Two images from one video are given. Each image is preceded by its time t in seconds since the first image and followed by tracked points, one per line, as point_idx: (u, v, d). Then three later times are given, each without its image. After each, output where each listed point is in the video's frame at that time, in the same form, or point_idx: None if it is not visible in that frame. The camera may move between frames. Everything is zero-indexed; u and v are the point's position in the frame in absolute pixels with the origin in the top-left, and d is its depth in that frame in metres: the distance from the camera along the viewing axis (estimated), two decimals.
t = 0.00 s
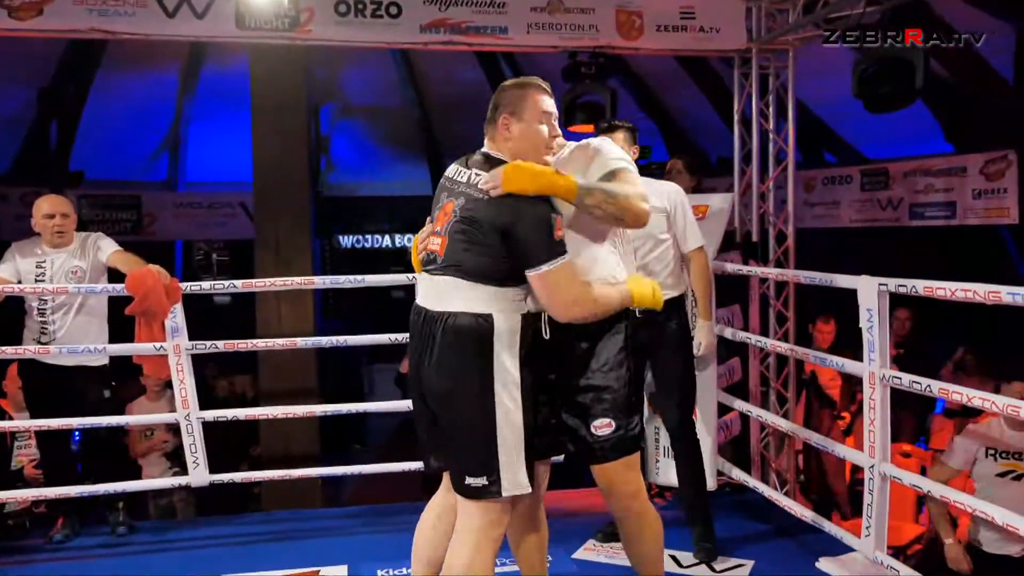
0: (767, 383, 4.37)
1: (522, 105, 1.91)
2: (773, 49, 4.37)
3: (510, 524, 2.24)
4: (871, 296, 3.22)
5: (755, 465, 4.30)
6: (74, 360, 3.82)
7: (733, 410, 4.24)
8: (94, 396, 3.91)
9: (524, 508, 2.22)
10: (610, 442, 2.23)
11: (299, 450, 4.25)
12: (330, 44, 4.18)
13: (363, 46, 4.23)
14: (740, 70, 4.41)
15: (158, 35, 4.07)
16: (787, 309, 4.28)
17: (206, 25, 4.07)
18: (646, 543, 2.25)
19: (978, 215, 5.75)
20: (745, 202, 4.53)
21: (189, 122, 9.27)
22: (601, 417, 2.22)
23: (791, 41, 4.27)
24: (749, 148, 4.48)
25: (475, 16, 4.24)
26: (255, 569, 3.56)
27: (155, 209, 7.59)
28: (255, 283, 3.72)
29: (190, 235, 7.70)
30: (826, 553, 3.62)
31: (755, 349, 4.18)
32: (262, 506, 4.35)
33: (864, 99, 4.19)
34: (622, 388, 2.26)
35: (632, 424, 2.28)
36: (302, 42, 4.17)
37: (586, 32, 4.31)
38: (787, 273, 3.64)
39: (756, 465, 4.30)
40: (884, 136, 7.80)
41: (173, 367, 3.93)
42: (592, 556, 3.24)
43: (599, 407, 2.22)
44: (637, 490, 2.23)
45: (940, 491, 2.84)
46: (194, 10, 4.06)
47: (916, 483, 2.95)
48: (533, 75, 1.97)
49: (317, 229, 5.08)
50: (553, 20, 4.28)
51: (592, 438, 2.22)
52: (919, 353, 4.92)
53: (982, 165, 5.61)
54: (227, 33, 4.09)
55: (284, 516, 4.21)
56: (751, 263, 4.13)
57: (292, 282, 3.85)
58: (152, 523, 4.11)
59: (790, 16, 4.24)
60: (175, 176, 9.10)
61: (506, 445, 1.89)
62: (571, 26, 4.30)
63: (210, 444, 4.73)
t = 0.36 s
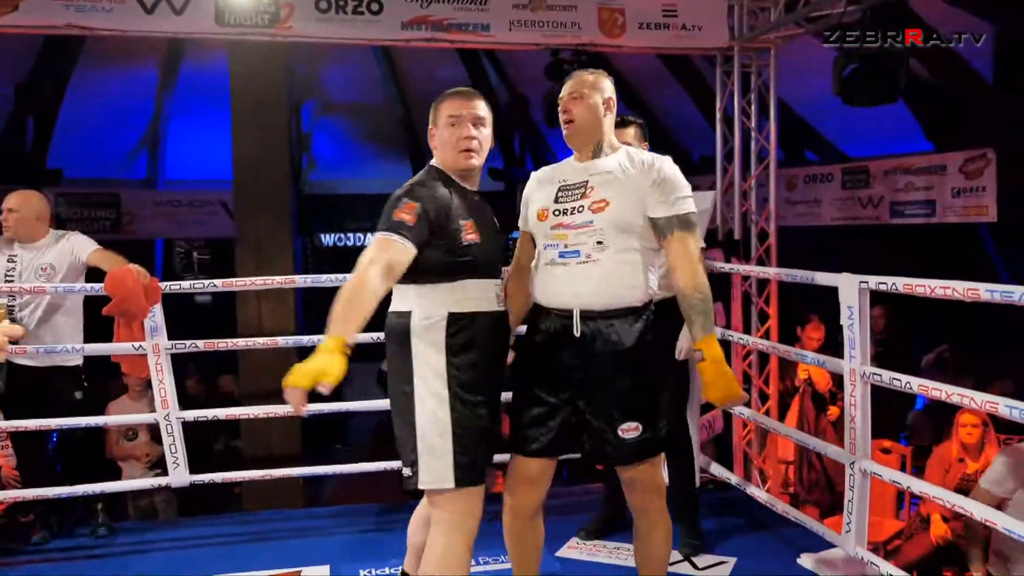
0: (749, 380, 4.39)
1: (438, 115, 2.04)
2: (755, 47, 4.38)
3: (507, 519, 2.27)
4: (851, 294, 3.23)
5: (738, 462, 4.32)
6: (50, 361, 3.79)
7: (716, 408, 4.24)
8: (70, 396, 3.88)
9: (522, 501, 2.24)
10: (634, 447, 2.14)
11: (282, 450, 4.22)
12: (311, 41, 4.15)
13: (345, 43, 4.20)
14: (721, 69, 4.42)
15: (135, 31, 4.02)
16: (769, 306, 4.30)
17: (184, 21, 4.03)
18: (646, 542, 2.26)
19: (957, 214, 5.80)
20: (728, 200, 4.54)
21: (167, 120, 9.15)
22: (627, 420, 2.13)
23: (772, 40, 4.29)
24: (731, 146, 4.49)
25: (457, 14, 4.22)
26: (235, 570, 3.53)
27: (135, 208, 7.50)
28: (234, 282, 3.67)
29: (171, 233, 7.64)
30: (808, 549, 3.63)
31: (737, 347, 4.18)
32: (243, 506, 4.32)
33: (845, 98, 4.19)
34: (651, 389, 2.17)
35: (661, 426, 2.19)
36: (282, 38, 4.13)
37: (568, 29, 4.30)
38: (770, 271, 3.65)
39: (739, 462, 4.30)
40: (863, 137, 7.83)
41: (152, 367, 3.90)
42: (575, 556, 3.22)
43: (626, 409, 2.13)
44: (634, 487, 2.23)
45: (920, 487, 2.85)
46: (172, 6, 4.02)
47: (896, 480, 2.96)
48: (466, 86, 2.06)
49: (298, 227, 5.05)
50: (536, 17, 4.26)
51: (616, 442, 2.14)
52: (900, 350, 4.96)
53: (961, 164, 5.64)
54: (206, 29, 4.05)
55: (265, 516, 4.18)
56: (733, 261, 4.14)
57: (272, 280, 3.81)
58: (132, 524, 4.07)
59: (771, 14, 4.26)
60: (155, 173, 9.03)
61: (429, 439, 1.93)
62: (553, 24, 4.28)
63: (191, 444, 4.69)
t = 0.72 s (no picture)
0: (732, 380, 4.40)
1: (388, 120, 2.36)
2: (738, 47, 4.40)
3: (507, 514, 2.32)
4: (831, 293, 3.25)
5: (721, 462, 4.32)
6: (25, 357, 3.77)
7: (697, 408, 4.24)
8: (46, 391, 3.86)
9: (520, 494, 2.30)
10: (643, 443, 2.23)
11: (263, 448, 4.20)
12: (293, 37, 4.14)
13: (328, 40, 4.18)
14: (705, 69, 4.44)
15: (114, 25, 3.99)
16: (752, 306, 4.31)
17: (165, 16, 4.00)
18: (643, 538, 2.30)
19: (936, 214, 5.84)
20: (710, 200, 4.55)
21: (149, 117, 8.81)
22: (638, 418, 2.23)
23: (755, 40, 4.31)
24: (714, 146, 4.51)
25: (440, 11, 4.21)
26: (213, 568, 3.50)
27: (116, 204, 7.44)
28: (214, 278, 3.65)
29: (153, 229, 7.58)
30: (788, 548, 3.63)
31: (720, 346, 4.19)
32: (224, 505, 4.28)
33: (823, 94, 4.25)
34: (660, 389, 2.26)
35: (670, 424, 2.28)
36: (264, 34, 4.12)
37: (552, 28, 4.31)
38: (751, 270, 3.66)
39: (719, 461, 4.31)
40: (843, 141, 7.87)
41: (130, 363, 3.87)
42: (556, 554, 3.21)
43: (635, 407, 2.23)
44: (637, 482, 2.27)
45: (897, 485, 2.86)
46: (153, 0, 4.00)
47: (875, 478, 2.97)
48: (412, 95, 2.36)
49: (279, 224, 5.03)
50: (520, 16, 4.27)
51: (627, 439, 2.23)
52: (880, 350, 4.99)
53: (940, 165, 5.67)
54: (188, 25, 4.03)
55: (246, 515, 4.15)
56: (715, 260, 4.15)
57: (253, 277, 3.79)
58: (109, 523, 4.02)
59: (754, 15, 4.28)
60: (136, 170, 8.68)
61: (334, 404, 2.26)
62: (537, 22, 4.29)
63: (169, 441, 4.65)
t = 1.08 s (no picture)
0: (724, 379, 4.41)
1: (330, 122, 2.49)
2: (730, 47, 4.41)
3: (496, 516, 2.29)
4: (822, 292, 3.25)
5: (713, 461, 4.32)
6: (16, 355, 3.77)
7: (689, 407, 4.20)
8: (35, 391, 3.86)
9: (510, 495, 2.27)
10: (646, 441, 2.22)
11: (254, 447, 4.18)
12: (285, 35, 4.13)
13: (320, 38, 4.18)
14: (697, 68, 4.45)
15: (105, 22, 3.98)
16: (743, 305, 4.32)
17: (157, 14, 4.00)
18: (637, 536, 2.27)
19: (927, 213, 5.86)
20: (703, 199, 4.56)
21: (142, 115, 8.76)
22: (643, 416, 2.23)
23: (747, 40, 4.32)
24: (706, 145, 4.51)
25: (433, 9, 4.21)
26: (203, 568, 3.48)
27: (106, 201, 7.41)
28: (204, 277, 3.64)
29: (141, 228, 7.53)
30: (780, 547, 3.63)
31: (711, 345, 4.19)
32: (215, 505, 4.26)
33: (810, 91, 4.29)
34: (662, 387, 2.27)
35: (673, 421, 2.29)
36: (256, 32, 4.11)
37: (544, 27, 4.31)
38: (743, 269, 3.65)
39: (712, 460, 4.30)
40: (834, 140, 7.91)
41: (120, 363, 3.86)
42: (547, 553, 3.21)
43: (638, 406, 2.23)
44: (633, 481, 2.25)
45: (888, 484, 2.86)
46: None
47: (866, 477, 2.97)
48: (351, 95, 2.49)
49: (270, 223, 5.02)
50: (512, 15, 4.27)
51: (632, 437, 2.22)
52: (871, 349, 5.00)
53: (931, 164, 5.70)
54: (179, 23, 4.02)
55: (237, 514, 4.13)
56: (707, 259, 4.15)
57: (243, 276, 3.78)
58: (98, 523, 4.00)
59: (746, 14, 4.30)
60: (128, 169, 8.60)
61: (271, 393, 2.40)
62: (529, 21, 4.29)
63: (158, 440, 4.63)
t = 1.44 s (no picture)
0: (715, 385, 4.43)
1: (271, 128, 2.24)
2: (721, 54, 4.42)
3: (473, 530, 2.28)
4: (811, 298, 3.26)
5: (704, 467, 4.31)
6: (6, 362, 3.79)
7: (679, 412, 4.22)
8: (23, 397, 3.85)
9: (484, 508, 2.25)
10: (617, 445, 2.22)
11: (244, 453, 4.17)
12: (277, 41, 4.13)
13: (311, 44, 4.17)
14: (688, 74, 4.46)
15: (97, 27, 3.97)
16: (734, 311, 4.33)
17: (147, 19, 3.99)
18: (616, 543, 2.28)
19: (917, 219, 5.89)
20: (694, 205, 4.57)
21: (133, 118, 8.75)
22: (614, 420, 2.22)
23: (737, 47, 4.33)
24: (697, 151, 4.52)
25: (425, 16, 4.21)
26: None
27: (95, 205, 7.39)
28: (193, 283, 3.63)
29: (132, 231, 7.50)
30: (770, 553, 3.63)
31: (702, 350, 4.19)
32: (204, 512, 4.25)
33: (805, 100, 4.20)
34: (629, 389, 2.27)
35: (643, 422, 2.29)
36: (247, 38, 4.11)
37: (536, 33, 4.32)
38: (733, 275, 3.66)
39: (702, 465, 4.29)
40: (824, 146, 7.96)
41: (110, 369, 3.87)
42: (537, 561, 3.20)
43: (609, 411, 2.22)
44: (616, 490, 2.26)
45: (878, 490, 2.85)
46: (135, 2, 3.97)
47: (856, 483, 2.96)
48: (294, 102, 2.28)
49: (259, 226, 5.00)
50: (503, 21, 4.27)
51: (604, 442, 2.21)
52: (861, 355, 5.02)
53: (922, 170, 5.79)
54: (170, 28, 4.01)
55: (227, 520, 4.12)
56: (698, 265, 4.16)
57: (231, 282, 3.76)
58: (86, 531, 3.97)
59: (737, 21, 4.31)
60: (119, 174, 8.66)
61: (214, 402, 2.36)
62: (521, 27, 4.30)
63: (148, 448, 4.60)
